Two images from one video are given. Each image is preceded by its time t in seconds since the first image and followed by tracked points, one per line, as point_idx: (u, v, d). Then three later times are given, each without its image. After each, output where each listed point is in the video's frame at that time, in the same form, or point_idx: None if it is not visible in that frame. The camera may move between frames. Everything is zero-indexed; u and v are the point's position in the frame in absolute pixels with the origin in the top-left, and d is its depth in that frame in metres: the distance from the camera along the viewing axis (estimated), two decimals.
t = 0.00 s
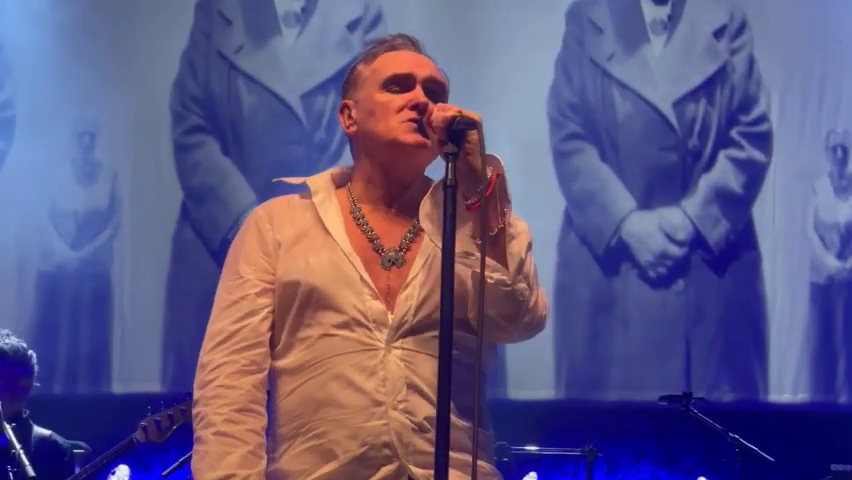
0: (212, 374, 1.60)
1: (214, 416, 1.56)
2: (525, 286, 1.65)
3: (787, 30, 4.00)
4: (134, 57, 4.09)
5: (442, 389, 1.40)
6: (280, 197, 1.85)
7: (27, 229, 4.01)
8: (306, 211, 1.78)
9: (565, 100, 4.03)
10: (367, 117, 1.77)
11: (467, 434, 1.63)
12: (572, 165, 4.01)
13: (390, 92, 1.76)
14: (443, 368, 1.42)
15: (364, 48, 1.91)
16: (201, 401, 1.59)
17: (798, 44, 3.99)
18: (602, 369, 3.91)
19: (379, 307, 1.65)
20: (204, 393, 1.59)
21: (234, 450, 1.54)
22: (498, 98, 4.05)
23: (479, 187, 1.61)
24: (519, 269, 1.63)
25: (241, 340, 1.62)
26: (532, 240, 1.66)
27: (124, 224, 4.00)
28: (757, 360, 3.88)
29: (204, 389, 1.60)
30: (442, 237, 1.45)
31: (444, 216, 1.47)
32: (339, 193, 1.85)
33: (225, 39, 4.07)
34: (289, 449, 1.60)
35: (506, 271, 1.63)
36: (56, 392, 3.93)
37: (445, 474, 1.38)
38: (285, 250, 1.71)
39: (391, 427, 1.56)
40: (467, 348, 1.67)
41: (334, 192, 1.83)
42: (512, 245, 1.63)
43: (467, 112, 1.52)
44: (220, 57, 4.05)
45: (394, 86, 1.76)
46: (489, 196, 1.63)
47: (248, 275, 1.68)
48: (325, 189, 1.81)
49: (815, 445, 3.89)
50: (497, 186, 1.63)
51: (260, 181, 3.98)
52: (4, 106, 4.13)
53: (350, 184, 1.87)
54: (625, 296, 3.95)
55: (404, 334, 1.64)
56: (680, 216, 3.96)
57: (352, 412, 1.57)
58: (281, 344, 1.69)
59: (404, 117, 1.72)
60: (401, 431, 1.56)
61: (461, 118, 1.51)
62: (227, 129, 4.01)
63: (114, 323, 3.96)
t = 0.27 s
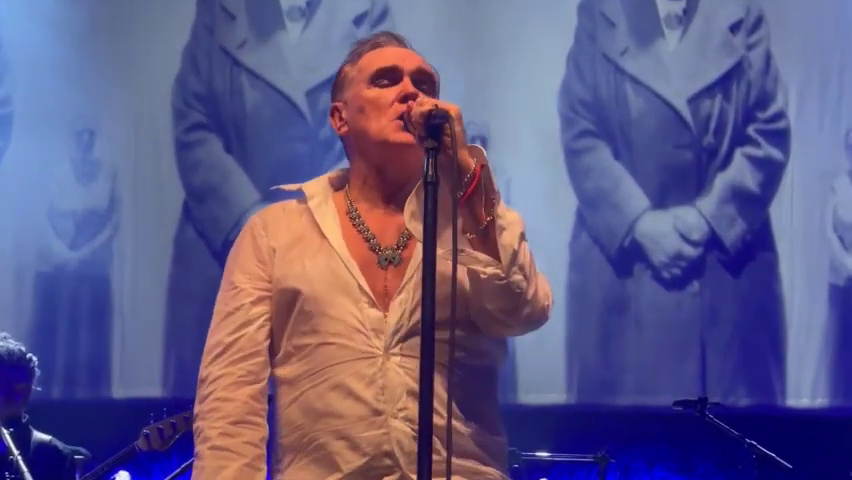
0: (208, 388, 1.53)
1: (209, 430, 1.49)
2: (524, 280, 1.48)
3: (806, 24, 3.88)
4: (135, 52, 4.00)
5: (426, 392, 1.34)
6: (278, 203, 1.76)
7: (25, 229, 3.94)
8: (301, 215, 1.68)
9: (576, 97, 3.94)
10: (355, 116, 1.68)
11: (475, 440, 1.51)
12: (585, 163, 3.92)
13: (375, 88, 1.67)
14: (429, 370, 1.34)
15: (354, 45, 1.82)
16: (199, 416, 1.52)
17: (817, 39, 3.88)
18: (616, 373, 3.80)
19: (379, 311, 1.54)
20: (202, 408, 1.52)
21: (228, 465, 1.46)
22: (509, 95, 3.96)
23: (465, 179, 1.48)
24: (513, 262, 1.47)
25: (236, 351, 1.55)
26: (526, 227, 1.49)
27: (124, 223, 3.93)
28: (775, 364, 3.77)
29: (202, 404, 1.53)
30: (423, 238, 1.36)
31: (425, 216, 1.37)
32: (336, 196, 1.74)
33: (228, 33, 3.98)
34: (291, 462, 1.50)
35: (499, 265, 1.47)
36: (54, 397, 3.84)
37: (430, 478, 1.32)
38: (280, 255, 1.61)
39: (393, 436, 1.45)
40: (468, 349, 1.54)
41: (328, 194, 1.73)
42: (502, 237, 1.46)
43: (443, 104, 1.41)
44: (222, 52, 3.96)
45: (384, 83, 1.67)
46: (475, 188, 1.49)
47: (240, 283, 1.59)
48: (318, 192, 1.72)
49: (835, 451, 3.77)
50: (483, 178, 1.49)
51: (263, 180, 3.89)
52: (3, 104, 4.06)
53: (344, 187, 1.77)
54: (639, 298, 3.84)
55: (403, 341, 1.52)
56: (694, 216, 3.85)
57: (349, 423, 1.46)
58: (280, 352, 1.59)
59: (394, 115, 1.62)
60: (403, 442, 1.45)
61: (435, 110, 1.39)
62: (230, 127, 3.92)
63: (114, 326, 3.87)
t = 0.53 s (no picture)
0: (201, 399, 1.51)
1: (200, 442, 1.47)
2: (517, 272, 1.45)
3: (827, 16, 3.74)
4: (133, 47, 3.90)
5: (409, 396, 1.28)
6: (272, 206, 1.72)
7: (20, 230, 3.83)
8: (292, 219, 1.64)
9: (588, 91, 3.82)
10: (350, 105, 1.64)
11: (476, 440, 1.47)
12: (597, 160, 3.80)
13: (371, 76, 1.63)
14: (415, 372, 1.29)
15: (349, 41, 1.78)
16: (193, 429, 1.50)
17: (838, 32, 3.74)
18: (629, 376, 3.68)
19: (373, 310, 1.50)
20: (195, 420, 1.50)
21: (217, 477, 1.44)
22: (519, 90, 3.84)
23: (450, 172, 1.45)
24: (504, 254, 1.44)
25: (228, 361, 1.52)
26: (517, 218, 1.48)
27: (122, 222, 3.82)
28: (794, 367, 3.63)
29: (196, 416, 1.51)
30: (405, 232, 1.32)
31: (408, 212, 1.32)
32: (329, 195, 1.69)
33: (230, 27, 3.87)
34: (290, 470, 1.46)
35: (491, 258, 1.45)
36: (51, 402, 3.74)
37: None
38: (271, 260, 1.57)
39: (390, 439, 1.41)
40: (464, 345, 1.51)
41: (321, 193, 1.69)
42: (492, 229, 1.45)
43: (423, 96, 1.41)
44: (223, 46, 3.85)
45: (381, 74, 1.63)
46: (462, 182, 1.46)
47: (231, 291, 1.56)
48: (309, 192, 1.68)
49: None
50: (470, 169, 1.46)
51: (265, 178, 3.76)
52: None
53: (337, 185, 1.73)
54: (653, 299, 3.72)
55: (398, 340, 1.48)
56: (711, 214, 3.72)
57: (343, 428, 1.42)
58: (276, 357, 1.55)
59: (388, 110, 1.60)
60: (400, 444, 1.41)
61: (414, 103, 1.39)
62: (231, 123, 3.81)
63: (112, 328, 3.76)
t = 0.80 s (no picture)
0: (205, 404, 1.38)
1: (201, 451, 1.34)
2: (522, 269, 1.31)
3: (842, 12, 3.67)
4: (134, 44, 3.83)
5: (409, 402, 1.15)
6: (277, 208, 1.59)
7: (18, 231, 3.77)
8: (296, 220, 1.51)
9: (598, 89, 3.75)
10: (354, 105, 1.51)
11: (486, 449, 1.34)
12: (607, 159, 3.72)
13: (376, 73, 1.49)
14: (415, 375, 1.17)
15: (355, 35, 1.65)
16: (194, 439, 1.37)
17: None
18: (640, 379, 3.60)
19: (377, 315, 1.38)
20: (195, 429, 1.37)
21: None
22: (528, 88, 3.78)
23: (449, 166, 1.32)
24: (507, 250, 1.30)
25: (230, 367, 1.39)
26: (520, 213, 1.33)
27: (122, 222, 3.75)
28: (809, 371, 3.54)
29: (197, 426, 1.38)
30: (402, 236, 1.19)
31: (405, 209, 1.19)
32: (333, 196, 1.56)
33: (232, 23, 3.80)
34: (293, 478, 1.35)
35: (493, 255, 1.31)
36: (49, 406, 3.67)
37: None
38: (275, 263, 1.45)
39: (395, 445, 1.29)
40: (471, 350, 1.38)
41: (326, 194, 1.56)
42: (493, 224, 1.31)
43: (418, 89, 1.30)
44: (225, 43, 3.78)
45: (385, 67, 1.50)
46: (461, 175, 1.34)
47: (232, 294, 1.44)
48: (313, 193, 1.54)
49: None
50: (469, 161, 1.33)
51: (267, 178, 3.69)
52: None
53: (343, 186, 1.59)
54: (665, 301, 3.63)
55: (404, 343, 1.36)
56: (723, 214, 3.64)
57: (346, 432, 1.30)
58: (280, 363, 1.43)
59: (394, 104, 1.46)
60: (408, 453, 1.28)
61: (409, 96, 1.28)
62: (233, 122, 3.73)
63: (111, 331, 3.68)
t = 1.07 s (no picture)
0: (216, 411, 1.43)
1: (215, 460, 1.38)
2: (531, 269, 1.28)
3: None
4: (138, 47, 3.83)
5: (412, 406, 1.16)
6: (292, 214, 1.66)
7: (23, 235, 3.77)
8: (309, 227, 1.57)
9: (605, 90, 3.73)
10: (348, 112, 1.57)
11: (498, 458, 1.32)
12: (615, 162, 3.69)
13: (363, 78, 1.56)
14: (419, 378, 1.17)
15: (334, 47, 1.72)
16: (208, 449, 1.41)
17: None
18: (648, 383, 3.56)
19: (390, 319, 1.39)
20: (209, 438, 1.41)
21: None
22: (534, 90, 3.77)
23: (455, 168, 1.31)
24: (515, 250, 1.28)
25: (243, 376, 1.44)
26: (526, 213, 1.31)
27: (126, 225, 3.73)
28: (819, 375, 3.48)
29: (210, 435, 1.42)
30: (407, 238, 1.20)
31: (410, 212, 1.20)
32: (345, 199, 1.63)
33: (236, 25, 3.76)
34: None
35: (500, 255, 1.29)
36: (53, 412, 3.63)
37: None
38: (288, 271, 1.50)
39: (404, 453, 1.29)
40: (483, 357, 1.36)
41: (338, 200, 1.63)
42: (500, 225, 1.29)
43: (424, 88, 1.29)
44: (230, 45, 3.75)
45: (370, 71, 1.56)
46: (465, 178, 1.33)
47: (247, 304, 1.50)
48: (324, 198, 1.61)
49: None
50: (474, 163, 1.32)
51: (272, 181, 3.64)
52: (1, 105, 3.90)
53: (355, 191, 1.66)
54: (674, 304, 3.60)
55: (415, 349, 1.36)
56: (732, 217, 3.61)
57: (356, 439, 1.31)
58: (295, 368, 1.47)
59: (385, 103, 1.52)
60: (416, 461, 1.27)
61: (413, 97, 1.27)
62: (238, 124, 3.70)
63: (115, 335, 3.65)
